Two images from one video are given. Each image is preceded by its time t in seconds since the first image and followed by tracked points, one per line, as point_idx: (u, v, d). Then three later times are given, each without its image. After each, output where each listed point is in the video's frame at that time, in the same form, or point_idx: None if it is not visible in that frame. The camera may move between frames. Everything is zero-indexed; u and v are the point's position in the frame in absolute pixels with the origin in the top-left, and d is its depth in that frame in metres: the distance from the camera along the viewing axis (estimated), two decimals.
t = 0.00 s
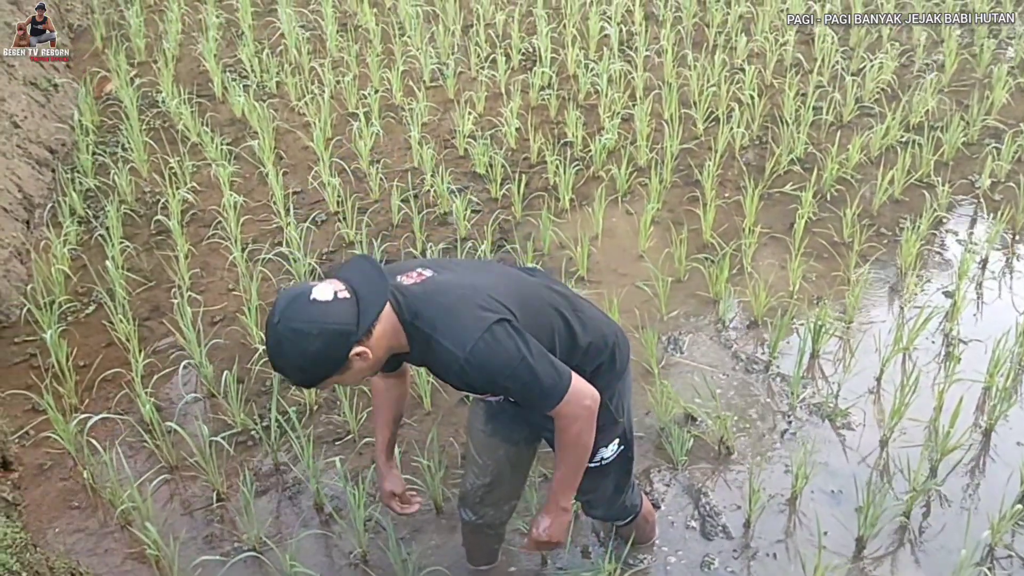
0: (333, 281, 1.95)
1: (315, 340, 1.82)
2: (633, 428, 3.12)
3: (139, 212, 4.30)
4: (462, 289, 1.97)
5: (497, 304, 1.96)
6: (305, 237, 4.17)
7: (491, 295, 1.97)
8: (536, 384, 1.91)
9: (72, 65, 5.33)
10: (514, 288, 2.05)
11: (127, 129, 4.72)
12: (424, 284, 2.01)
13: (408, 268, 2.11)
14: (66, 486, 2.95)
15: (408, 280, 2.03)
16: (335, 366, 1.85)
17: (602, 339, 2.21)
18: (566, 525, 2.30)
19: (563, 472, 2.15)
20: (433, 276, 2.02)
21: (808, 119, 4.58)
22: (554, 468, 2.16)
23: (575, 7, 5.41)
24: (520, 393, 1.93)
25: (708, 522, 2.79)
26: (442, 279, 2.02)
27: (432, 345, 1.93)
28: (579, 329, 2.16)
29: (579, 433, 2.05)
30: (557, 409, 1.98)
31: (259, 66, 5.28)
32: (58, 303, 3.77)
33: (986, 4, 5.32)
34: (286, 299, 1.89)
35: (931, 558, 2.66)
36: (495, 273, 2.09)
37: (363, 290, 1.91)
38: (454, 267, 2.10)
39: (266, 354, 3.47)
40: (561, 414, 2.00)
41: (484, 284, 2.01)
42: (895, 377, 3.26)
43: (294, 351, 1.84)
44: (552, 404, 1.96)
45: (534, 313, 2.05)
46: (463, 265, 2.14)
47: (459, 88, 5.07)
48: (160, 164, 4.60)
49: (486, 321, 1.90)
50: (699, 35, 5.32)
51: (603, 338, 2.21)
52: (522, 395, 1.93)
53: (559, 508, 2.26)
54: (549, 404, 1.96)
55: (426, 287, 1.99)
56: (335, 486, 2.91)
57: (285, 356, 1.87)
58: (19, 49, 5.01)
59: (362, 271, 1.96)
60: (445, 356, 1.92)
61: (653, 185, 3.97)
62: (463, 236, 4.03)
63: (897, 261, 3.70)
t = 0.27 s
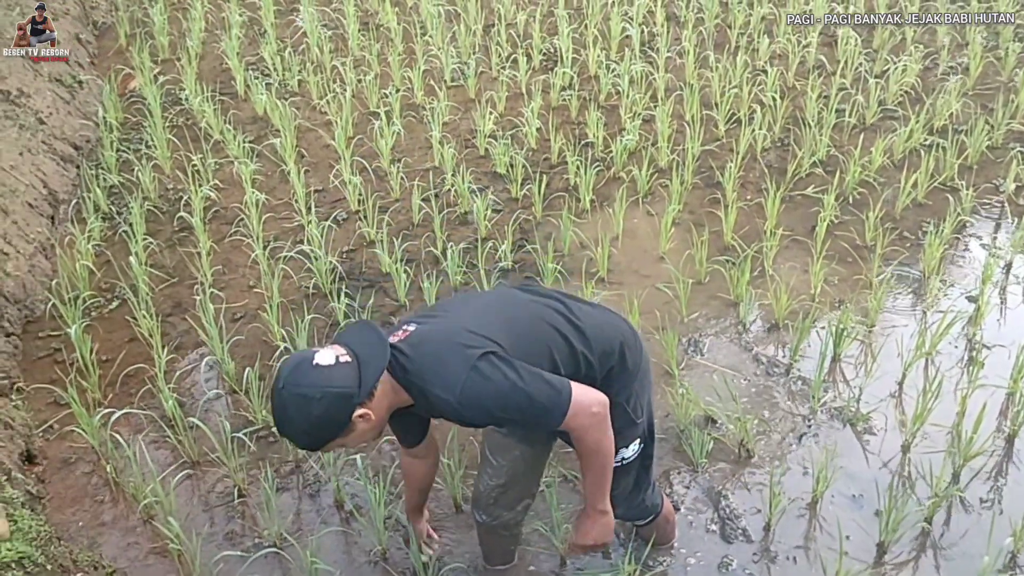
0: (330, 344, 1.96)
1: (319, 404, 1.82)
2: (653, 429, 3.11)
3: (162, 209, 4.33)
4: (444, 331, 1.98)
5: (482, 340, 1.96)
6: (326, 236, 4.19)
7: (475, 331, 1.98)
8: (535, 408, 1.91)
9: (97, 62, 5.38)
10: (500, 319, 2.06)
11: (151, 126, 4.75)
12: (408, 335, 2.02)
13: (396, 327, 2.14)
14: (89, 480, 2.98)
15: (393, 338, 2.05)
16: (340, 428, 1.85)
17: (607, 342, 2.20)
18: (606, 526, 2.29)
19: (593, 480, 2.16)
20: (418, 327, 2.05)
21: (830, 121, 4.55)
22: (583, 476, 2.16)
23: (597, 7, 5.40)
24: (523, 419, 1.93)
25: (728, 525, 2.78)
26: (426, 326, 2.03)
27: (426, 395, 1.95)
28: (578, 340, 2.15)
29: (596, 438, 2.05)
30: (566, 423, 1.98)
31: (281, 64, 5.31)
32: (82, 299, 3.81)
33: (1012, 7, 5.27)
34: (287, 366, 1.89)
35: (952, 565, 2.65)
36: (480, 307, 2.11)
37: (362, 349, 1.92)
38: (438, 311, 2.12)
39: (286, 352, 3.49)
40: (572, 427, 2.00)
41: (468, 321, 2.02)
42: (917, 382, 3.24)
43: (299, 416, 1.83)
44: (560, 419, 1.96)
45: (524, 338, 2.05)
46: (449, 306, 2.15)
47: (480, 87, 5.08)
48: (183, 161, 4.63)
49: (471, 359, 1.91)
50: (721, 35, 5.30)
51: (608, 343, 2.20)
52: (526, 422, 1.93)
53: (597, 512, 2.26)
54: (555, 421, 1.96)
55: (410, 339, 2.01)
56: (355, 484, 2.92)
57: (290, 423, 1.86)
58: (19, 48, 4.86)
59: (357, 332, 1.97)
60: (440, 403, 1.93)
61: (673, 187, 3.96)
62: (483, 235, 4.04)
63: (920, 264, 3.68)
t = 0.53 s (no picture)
0: (329, 369, 1.97)
1: (312, 430, 1.85)
2: (666, 430, 3.11)
3: (177, 205, 4.35)
4: (438, 352, 1.98)
5: (476, 358, 1.96)
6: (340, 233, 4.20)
7: (470, 350, 1.98)
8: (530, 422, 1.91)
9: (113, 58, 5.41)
10: (497, 335, 2.06)
11: (167, 123, 4.77)
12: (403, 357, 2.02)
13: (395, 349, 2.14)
14: (105, 475, 3.00)
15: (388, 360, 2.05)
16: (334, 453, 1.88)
17: (610, 349, 2.19)
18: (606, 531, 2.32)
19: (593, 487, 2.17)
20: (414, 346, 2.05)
21: (846, 122, 4.53)
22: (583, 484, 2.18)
23: (612, 6, 5.39)
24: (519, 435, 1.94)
25: (741, 526, 2.78)
26: (420, 348, 2.03)
27: (421, 416, 1.95)
28: (578, 350, 2.14)
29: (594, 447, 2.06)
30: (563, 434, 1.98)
31: (297, 62, 5.33)
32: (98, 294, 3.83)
33: None
34: (285, 391, 1.92)
35: (967, 569, 2.64)
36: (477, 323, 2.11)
37: (359, 377, 1.93)
38: (434, 332, 2.12)
39: (301, 349, 3.51)
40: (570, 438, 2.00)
41: (463, 339, 2.02)
42: (933, 384, 3.22)
43: (295, 438, 1.87)
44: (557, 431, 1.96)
45: (521, 353, 2.05)
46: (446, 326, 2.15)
47: (495, 85, 5.08)
48: (198, 158, 4.65)
49: (464, 379, 1.91)
50: (737, 35, 5.28)
51: (610, 351, 2.19)
52: (522, 436, 1.93)
53: (598, 518, 2.27)
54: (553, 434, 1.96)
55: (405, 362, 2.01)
56: (369, 481, 2.93)
57: (288, 445, 1.89)
58: (19, 49, 4.70)
59: (355, 357, 1.98)
60: (435, 424, 1.94)
61: (689, 187, 3.95)
62: (497, 234, 4.04)
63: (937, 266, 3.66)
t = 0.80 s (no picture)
0: (346, 317, 2.02)
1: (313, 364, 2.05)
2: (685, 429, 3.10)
3: (199, 200, 4.39)
4: (463, 336, 2.01)
5: (493, 358, 1.98)
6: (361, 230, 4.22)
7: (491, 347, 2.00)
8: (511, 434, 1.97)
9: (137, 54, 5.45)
10: (527, 334, 2.06)
11: (190, 118, 4.81)
12: (438, 320, 2.05)
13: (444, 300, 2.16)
14: (127, 466, 3.03)
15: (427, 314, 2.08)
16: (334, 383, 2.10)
17: (642, 376, 2.16)
18: (584, 535, 2.41)
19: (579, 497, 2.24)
20: (453, 314, 2.06)
21: (869, 124, 4.50)
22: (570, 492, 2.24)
23: (634, 6, 5.39)
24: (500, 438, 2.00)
25: (760, 527, 2.77)
26: (456, 320, 2.04)
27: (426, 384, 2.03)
28: (607, 371, 2.12)
29: (585, 469, 2.10)
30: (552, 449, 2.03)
31: (318, 59, 5.35)
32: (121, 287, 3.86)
33: None
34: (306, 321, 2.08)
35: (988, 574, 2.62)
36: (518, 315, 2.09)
37: (354, 346, 1.99)
38: (483, 303, 2.11)
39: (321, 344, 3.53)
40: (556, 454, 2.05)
41: (493, 332, 2.02)
42: (955, 387, 3.20)
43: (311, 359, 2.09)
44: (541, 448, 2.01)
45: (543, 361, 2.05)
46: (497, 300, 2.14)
47: (515, 84, 5.08)
48: (221, 153, 4.68)
49: (469, 375, 1.95)
50: (759, 35, 5.25)
51: (641, 379, 2.16)
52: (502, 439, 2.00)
53: (576, 524, 2.36)
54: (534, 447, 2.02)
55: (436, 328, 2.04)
56: (388, 476, 2.95)
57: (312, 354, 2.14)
58: (18, 49, 4.56)
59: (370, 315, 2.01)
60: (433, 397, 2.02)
61: (710, 187, 3.94)
62: (517, 232, 4.05)
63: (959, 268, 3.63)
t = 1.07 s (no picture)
0: (407, 245, 2.04)
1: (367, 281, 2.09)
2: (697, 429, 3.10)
3: (215, 196, 4.41)
4: (503, 302, 2.01)
5: (521, 335, 1.99)
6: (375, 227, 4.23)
7: (525, 322, 2.00)
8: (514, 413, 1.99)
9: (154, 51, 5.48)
10: (568, 321, 2.05)
11: (206, 116, 4.83)
12: (489, 278, 2.06)
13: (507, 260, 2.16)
14: (141, 460, 3.05)
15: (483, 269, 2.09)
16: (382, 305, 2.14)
17: (667, 397, 2.14)
18: (555, 551, 2.52)
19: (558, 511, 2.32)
20: (507, 278, 2.06)
21: (885, 124, 4.47)
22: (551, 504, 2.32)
23: (649, 5, 5.37)
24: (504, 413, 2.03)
25: (772, 528, 2.76)
26: (506, 284, 2.05)
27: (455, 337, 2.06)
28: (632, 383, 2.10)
29: (572, 495, 2.19)
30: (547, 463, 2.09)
31: (334, 57, 5.37)
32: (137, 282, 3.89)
33: None
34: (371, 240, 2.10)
35: None
36: (566, 302, 2.07)
37: (405, 274, 2.01)
38: (537, 275, 2.11)
39: (334, 341, 3.54)
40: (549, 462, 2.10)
41: (534, 309, 2.02)
42: (970, 390, 3.17)
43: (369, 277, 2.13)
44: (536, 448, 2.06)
45: (572, 352, 2.05)
46: (551, 277, 2.13)
47: (530, 83, 5.08)
48: (236, 151, 4.71)
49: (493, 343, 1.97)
50: (775, 35, 5.23)
51: (667, 397, 2.14)
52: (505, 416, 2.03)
53: (551, 537, 2.47)
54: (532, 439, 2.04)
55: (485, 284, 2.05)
56: (400, 473, 2.96)
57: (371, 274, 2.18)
58: (18, 49, 4.42)
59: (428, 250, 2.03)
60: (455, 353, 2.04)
61: (724, 186, 3.92)
62: (531, 231, 4.05)
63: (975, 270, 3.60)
